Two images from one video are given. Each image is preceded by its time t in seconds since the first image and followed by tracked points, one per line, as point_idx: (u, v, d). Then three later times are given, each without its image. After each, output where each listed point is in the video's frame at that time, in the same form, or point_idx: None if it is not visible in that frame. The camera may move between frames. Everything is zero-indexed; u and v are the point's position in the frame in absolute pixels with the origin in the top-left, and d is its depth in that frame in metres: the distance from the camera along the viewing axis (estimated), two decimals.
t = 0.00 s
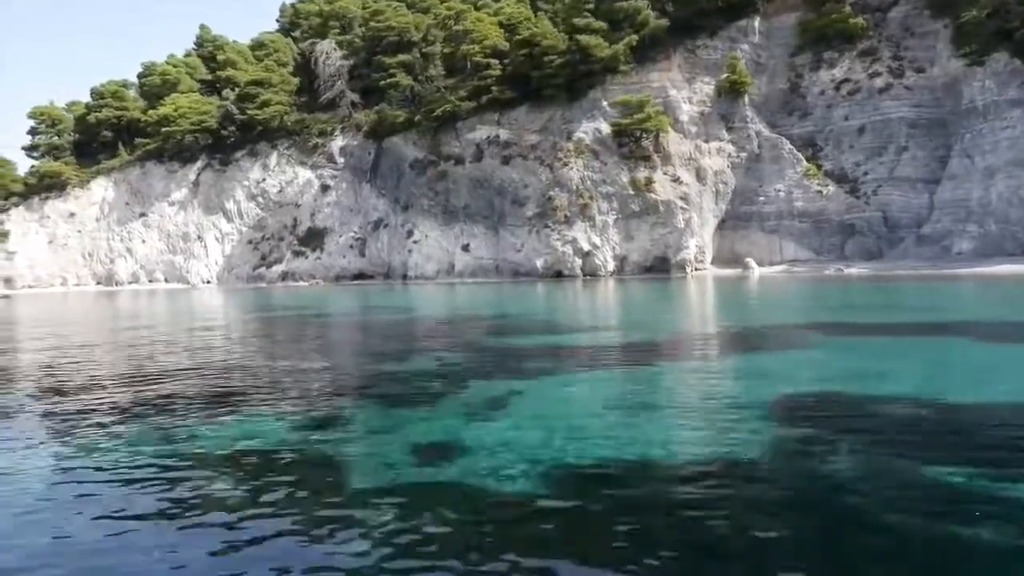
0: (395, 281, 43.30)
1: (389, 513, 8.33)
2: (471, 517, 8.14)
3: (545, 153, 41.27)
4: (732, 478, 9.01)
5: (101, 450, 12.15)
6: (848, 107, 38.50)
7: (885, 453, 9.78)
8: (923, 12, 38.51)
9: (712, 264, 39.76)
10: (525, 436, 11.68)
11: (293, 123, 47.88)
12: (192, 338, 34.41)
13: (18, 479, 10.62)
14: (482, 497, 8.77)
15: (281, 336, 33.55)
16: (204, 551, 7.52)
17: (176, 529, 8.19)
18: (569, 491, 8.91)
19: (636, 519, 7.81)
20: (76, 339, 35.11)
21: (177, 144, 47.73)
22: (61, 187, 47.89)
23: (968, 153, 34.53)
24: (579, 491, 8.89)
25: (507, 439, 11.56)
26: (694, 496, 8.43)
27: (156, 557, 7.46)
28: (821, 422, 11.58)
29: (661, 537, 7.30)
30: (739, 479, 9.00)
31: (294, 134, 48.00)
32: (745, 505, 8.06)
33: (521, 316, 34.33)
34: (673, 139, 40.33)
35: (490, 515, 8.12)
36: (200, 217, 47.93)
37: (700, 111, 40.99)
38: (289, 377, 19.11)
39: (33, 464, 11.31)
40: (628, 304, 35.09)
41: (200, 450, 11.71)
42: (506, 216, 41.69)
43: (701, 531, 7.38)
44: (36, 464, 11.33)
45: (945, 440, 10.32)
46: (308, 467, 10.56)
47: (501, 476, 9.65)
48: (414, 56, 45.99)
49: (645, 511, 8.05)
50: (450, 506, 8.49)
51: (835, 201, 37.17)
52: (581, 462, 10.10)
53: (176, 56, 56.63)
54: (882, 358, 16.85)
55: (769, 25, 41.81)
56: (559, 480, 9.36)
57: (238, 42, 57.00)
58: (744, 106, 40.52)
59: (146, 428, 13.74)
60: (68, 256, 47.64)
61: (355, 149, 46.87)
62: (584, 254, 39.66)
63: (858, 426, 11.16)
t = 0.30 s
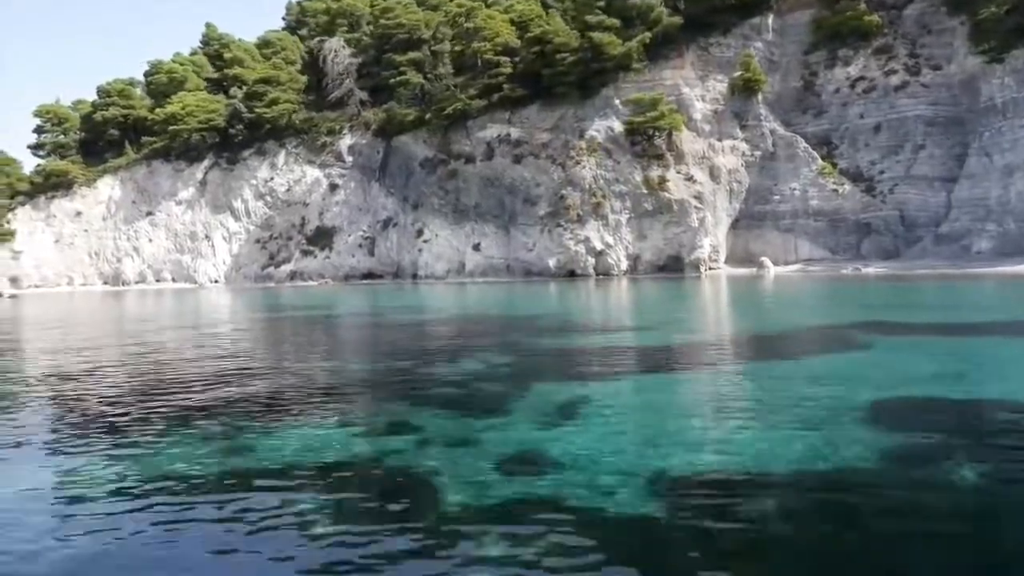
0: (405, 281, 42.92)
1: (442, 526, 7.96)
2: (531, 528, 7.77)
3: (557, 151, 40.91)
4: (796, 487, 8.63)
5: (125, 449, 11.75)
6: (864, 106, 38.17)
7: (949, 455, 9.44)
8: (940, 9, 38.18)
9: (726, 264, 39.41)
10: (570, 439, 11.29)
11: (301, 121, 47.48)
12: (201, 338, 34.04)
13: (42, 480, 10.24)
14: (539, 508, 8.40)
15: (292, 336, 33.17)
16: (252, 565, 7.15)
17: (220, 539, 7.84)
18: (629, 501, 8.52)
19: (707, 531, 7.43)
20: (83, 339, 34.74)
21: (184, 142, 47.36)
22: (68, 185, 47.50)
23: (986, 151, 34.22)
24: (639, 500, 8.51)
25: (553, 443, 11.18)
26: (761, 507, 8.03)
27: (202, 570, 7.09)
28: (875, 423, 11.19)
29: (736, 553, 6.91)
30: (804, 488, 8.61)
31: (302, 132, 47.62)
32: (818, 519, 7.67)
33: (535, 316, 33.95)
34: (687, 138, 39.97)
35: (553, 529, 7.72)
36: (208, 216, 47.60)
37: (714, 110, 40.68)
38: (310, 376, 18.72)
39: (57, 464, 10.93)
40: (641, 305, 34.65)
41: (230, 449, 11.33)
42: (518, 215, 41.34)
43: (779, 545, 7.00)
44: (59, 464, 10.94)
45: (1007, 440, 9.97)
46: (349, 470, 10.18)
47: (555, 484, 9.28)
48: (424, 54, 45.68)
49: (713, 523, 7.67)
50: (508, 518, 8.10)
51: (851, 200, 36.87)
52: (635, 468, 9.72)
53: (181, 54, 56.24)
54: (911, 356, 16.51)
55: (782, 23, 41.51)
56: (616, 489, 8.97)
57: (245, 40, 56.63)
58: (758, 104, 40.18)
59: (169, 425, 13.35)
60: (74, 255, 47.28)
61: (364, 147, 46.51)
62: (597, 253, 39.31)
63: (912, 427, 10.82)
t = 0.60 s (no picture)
0: (414, 281, 42.57)
1: (492, 524, 7.57)
2: (586, 532, 7.37)
3: (568, 150, 40.60)
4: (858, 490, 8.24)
5: (144, 448, 11.34)
6: (878, 104, 37.89)
7: (1010, 457, 9.14)
8: (954, 7, 37.92)
9: (738, 263, 39.10)
10: (609, 433, 10.88)
11: (308, 120, 47.15)
12: (209, 338, 33.80)
13: (63, 478, 9.85)
14: (590, 507, 8.00)
15: (301, 337, 32.80)
16: (296, 564, 6.75)
17: (260, 537, 7.46)
18: (684, 500, 8.12)
19: (774, 537, 7.02)
20: (90, 339, 34.43)
21: (191, 141, 47.10)
22: (73, 185, 47.34)
23: (1002, 149, 33.95)
24: (696, 498, 8.14)
25: (592, 435, 10.78)
26: (825, 511, 7.63)
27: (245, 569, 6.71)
28: (925, 423, 10.79)
29: (809, 559, 6.54)
30: (866, 491, 8.21)
31: (309, 132, 47.30)
32: (891, 524, 7.29)
33: (548, 315, 33.63)
34: (698, 137, 39.67)
35: (609, 531, 7.32)
36: (215, 216, 47.27)
37: (725, 108, 40.29)
38: (326, 375, 18.33)
39: (77, 463, 10.53)
40: (653, 305, 34.36)
41: (256, 447, 10.95)
42: (528, 215, 41.00)
43: (852, 553, 6.58)
44: (78, 463, 10.53)
45: None
46: (385, 463, 9.79)
47: (601, 480, 8.88)
48: (434, 52, 45.45)
49: (778, 528, 7.28)
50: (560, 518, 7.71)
51: (865, 199, 36.51)
52: (682, 464, 9.32)
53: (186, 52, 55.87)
54: (942, 357, 16.11)
55: (794, 21, 41.27)
56: (666, 487, 8.57)
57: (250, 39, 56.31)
58: (770, 102, 39.89)
59: (187, 424, 12.95)
60: (79, 254, 46.90)
61: (371, 147, 46.22)
62: (609, 253, 38.94)
63: (965, 428, 10.51)
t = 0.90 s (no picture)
0: (424, 281, 42.18)
1: (559, 549, 7.19)
2: (655, 555, 7.06)
3: (580, 149, 40.25)
4: (938, 513, 7.84)
5: (174, 459, 10.96)
6: (893, 103, 37.54)
7: None
8: (970, 5, 37.56)
9: (752, 263, 38.74)
10: (659, 443, 10.50)
11: (315, 119, 46.77)
12: (218, 338, 33.52)
13: (96, 494, 9.47)
14: (660, 530, 7.61)
15: (311, 338, 32.43)
16: None
17: (313, 562, 7.14)
18: (753, 522, 7.75)
19: (859, 565, 6.67)
20: (97, 340, 34.15)
21: (198, 139, 46.76)
22: (79, 184, 47.03)
23: (1021, 148, 33.58)
24: (762, 518, 7.83)
25: (642, 446, 10.40)
26: (902, 534, 7.33)
27: None
28: (989, 434, 10.38)
29: None
30: (947, 513, 7.81)
31: (316, 131, 46.90)
32: (977, 548, 6.96)
33: (560, 316, 33.33)
34: (712, 136, 39.33)
35: (685, 560, 6.91)
36: (222, 215, 46.92)
37: (738, 107, 39.91)
38: (347, 380, 17.92)
39: (108, 479, 10.16)
40: (666, 305, 34.03)
41: (291, 458, 10.57)
42: (539, 214, 40.63)
43: None
44: (109, 478, 10.13)
45: None
46: (432, 483, 9.43)
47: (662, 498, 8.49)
48: (444, 50, 45.08)
49: (865, 556, 6.87)
50: (632, 544, 7.31)
51: (881, 199, 36.16)
52: (746, 481, 8.91)
53: (191, 51, 55.51)
54: (983, 361, 15.75)
55: (808, 19, 40.92)
56: (731, 505, 8.20)
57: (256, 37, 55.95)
58: (784, 101, 39.54)
59: (214, 433, 12.57)
60: (85, 254, 46.53)
61: (380, 146, 45.87)
62: (622, 253, 38.57)
63: None
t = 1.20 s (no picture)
0: (433, 281, 41.82)
1: (626, 564, 6.80)
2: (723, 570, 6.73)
3: (590, 149, 39.95)
4: (1014, 528, 7.48)
5: (196, 458, 10.50)
6: (907, 101, 37.24)
7: None
8: (985, 3, 37.26)
9: (764, 264, 38.40)
10: (705, 449, 10.12)
11: (322, 118, 46.44)
12: (227, 339, 33.26)
13: (121, 494, 9.01)
14: (725, 542, 7.26)
15: (321, 339, 32.09)
16: None
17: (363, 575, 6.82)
18: (821, 536, 7.41)
19: None
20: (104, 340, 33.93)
21: (204, 139, 46.40)
22: (84, 184, 46.74)
23: None
24: (828, 530, 7.51)
25: (689, 452, 10.03)
26: (978, 550, 7.01)
27: None
28: None
29: None
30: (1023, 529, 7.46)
31: (323, 130, 46.56)
32: None
33: (572, 316, 33.06)
34: (723, 135, 39.01)
35: None
36: (228, 215, 46.60)
37: (750, 106, 39.60)
38: (363, 381, 17.51)
39: (132, 477, 9.70)
40: (680, 305, 33.69)
41: (323, 460, 10.19)
42: (549, 214, 40.27)
43: None
44: (131, 478, 9.66)
45: None
46: (478, 490, 9.05)
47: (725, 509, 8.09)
48: (453, 49, 44.77)
49: None
50: (706, 559, 6.90)
51: (895, 198, 35.83)
52: (803, 489, 8.57)
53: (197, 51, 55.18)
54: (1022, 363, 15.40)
55: (819, 18, 40.62)
56: (792, 517, 7.88)
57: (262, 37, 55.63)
58: (796, 100, 39.24)
59: (234, 432, 12.10)
60: (90, 254, 46.15)
61: (387, 146, 45.56)
62: (634, 253, 38.20)
63: None
